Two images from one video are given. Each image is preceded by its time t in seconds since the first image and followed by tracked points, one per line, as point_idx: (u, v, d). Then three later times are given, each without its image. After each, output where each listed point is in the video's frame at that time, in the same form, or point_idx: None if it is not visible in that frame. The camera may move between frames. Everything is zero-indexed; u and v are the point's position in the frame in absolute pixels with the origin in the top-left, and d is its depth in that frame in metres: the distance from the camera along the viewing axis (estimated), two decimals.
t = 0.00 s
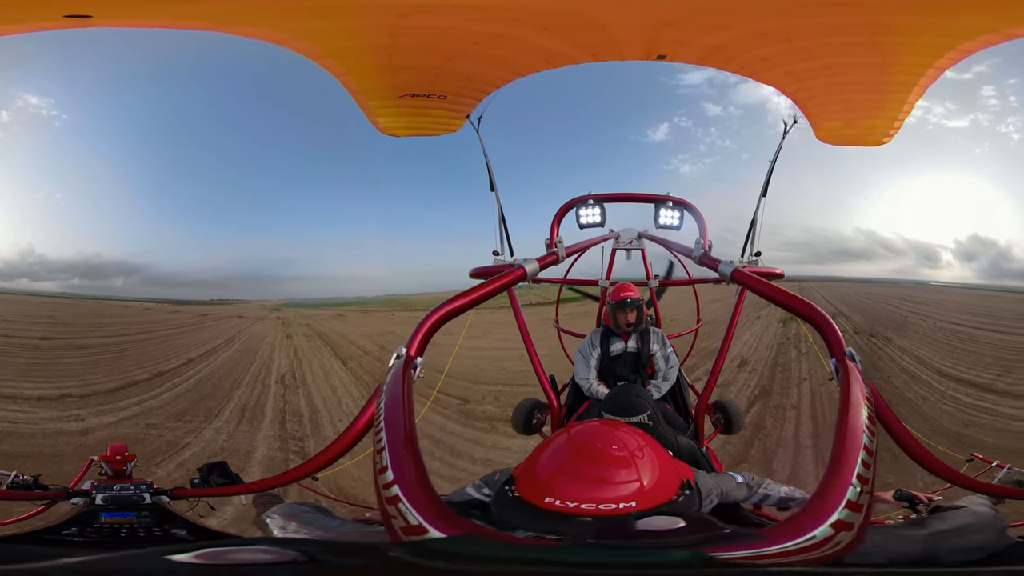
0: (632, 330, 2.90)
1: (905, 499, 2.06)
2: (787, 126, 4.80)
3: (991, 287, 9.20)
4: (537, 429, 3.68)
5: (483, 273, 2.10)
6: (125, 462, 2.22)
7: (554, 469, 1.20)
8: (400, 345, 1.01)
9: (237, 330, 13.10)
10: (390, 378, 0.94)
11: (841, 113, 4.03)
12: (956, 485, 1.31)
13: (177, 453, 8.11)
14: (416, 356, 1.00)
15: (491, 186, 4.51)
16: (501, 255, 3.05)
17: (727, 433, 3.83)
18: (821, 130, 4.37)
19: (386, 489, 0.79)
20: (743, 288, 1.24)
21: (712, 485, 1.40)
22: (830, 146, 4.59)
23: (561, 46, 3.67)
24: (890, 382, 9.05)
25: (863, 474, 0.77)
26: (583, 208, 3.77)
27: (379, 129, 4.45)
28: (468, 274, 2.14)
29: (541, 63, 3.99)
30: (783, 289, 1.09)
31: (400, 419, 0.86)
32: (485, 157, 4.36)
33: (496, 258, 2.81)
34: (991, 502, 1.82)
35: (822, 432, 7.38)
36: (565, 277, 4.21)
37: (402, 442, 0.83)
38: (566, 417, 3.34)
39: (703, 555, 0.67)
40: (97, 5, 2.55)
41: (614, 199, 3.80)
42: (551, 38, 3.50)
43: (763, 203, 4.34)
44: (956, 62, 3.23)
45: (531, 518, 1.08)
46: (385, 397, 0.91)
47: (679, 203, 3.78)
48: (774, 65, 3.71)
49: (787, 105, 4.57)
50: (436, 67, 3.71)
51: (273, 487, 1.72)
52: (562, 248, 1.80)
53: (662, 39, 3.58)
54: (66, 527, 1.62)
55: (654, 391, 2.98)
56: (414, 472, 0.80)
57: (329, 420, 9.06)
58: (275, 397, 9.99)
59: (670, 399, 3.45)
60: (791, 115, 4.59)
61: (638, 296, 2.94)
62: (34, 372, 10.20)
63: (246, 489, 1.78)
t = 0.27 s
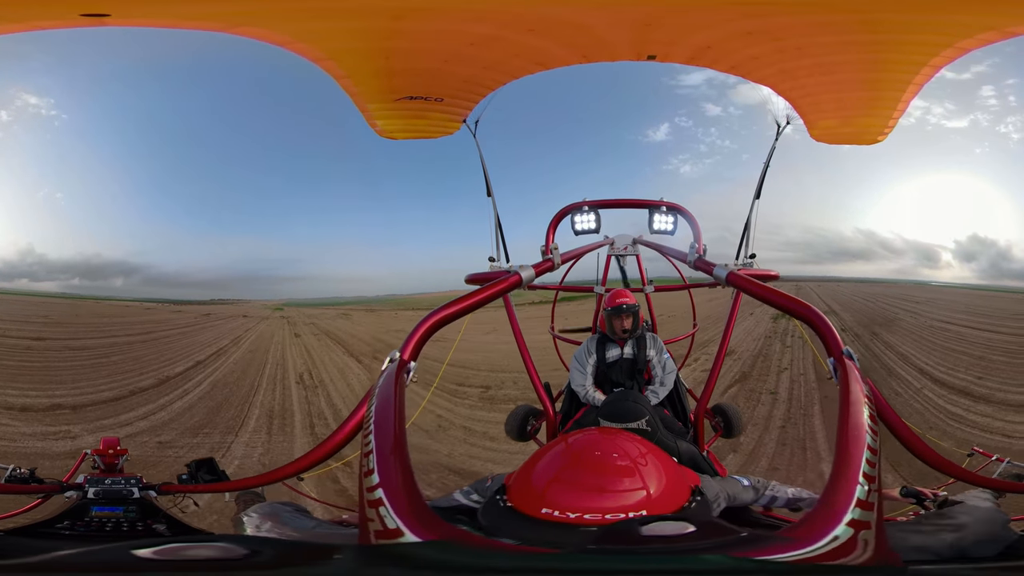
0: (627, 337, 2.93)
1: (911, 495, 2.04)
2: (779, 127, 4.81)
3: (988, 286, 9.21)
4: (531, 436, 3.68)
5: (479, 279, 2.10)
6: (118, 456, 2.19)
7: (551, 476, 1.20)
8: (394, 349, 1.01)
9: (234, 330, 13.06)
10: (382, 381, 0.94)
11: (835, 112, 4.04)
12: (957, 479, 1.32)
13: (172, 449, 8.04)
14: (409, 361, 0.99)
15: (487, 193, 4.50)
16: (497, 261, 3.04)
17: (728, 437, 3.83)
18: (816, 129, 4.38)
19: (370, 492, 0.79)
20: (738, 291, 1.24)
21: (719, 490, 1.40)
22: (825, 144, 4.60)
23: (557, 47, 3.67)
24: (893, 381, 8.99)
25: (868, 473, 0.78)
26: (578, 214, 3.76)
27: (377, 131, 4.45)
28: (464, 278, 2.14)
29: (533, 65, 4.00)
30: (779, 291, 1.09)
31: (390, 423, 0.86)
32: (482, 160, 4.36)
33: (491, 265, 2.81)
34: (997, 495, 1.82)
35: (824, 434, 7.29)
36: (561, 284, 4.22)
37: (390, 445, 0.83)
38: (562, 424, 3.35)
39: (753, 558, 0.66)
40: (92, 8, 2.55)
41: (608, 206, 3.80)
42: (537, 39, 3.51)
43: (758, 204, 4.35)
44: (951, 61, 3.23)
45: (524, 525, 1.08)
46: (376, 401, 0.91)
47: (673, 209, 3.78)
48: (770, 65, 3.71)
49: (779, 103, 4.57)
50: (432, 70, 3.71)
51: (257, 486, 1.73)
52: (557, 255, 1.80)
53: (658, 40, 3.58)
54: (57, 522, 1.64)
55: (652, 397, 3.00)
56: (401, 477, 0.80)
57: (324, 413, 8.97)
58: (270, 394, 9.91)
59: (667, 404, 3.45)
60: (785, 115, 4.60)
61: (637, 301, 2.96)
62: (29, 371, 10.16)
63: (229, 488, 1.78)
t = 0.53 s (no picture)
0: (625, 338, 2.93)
1: (908, 493, 2.04)
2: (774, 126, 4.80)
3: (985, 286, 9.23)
4: (529, 438, 3.68)
5: (474, 282, 2.09)
6: (112, 455, 2.18)
7: (552, 478, 1.20)
8: (390, 352, 1.00)
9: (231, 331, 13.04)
10: (378, 384, 0.94)
11: (830, 112, 4.04)
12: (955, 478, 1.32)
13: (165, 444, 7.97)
14: (405, 363, 0.99)
15: (484, 195, 4.49)
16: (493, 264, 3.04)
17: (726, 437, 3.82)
18: (811, 128, 4.38)
19: (369, 495, 0.79)
20: (734, 291, 1.24)
21: (720, 490, 1.39)
22: (820, 144, 4.61)
23: (553, 47, 3.67)
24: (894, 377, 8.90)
25: (864, 470, 0.77)
26: (573, 218, 3.76)
27: (375, 133, 4.44)
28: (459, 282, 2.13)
29: (528, 67, 4.00)
30: (776, 290, 1.09)
31: (386, 424, 0.86)
32: (479, 163, 4.35)
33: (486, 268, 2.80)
34: (993, 493, 1.82)
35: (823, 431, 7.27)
36: (557, 285, 4.22)
37: (387, 448, 0.83)
38: (559, 425, 3.34)
39: (763, 556, 0.66)
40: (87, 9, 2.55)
41: (605, 207, 3.80)
42: (531, 42, 3.51)
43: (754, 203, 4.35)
44: (947, 59, 3.23)
45: (523, 523, 1.08)
46: (372, 403, 0.91)
47: (669, 210, 3.77)
48: (766, 65, 3.71)
49: (772, 102, 4.57)
50: (429, 72, 3.71)
51: (249, 487, 1.73)
52: (553, 257, 1.79)
53: (654, 40, 3.57)
54: (49, 519, 1.66)
55: (650, 398, 2.97)
56: (400, 479, 0.80)
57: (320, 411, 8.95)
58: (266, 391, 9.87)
59: (665, 405, 3.44)
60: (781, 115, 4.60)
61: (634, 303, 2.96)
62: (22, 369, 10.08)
63: (222, 489, 1.78)
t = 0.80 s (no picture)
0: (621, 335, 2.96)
1: (900, 493, 2.05)
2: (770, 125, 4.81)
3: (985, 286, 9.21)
4: (528, 436, 3.68)
5: (472, 280, 2.09)
6: (109, 457, 2.18)
7: (551, 473, 1.20)
8: (389, 352, 1.00)
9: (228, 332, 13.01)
10: (377, 385, 0.94)
11: (827, 111, 4.05)
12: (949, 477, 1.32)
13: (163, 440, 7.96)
14: (404, 363, 0.99)
15: (482, 194, 4.49)
16: (491, 263, 3.04)
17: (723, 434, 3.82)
18: (807, 128, 4.38)
19: (369, 495, 0.79)
20: (732, 288, 1.24)
21: (715, 487, 1.39)
22: (817, 143, 4.60)
23: (550, 49, 3.67)
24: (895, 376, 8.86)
25: (859, 470, 0.77)
26: (570, 215, 3.76)
27: (374, 135, 4.44)
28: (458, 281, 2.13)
29: (526, 69, 4.01)
30: (773, 288, 1.09)
31: (385, 424, 0.86)
32: (477, 163, 4.35)
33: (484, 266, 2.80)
34: (985, 492, 1.82)
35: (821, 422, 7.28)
36: (555, 283, 4.22)
37: (387, 448, 0.83)
38: (558, 423, 3.34)
39: (749, 554, 0.66)
40: (84, 11, 2.55)
41: (602, 204, 3.80)
42: (528, 44, 3.52)
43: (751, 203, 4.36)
44: (940, 57, 3.23)
45: (523, 518, 1.08)
46: (371, 404, 0.91)
47: (666, 206, 3.78)
48: (763, 65, 3.72)
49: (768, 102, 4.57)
50: (428, 74, 3.71)
51: (250, 489, 1.73)
52: (550, 255, 1.80)
53: (652, 41, 3.57)
54: (43, 521, 1.67)
55: (647, 395, 2.96)
56: (400, 479, 0.80)
57: (319, 408, 8.96)
58: (264, 388, 9.85)
59: (663, 403, 3.44)
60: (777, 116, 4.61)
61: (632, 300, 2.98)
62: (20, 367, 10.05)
63: (223, 492, 1.77)
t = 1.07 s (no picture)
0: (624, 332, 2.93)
1: (895, 493, 2.05)
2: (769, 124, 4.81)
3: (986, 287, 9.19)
4: (529, 434, 3.69)
5: (470, 279, 2.09)
6: (107, 460, 2.18)
7: (555, 471, 1.20)
8: (389, 352, 1.00)
9: (226, 334, 12.99)
10: (378, 385, 0.94)
11: (823, 112, 4.04)
12: (946, 479, 1.32)
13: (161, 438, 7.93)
14: (405, 363, 0.99)
15: (481, 193, 4.48)
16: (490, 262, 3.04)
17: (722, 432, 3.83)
18: (804, 129, 4.38)
19: (374, 495, 0.79)
20: (731, 286, 1.24)
21: (715, 484, 1.39)
22: (814, 143, 4.59)
23: (548, 50, 3.67)
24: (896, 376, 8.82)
25: (854, 468, 0.78)
26: (569, 212, 3.76)
27: (373, 136, 4.43)
28: (457, 280, 2.13)
29: (524, 70, 4.01)
30: (771, 286, 1.09)
31: (388, 424, 0.86)
32: (476, 163, 4.35)
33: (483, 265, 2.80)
34: (981, 493, 1.82)
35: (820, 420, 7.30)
36: (554, 282, 4.23)
37: (389, 449, 0.83)
38: (558, 421, 3.35)
39: (741, 552, 0.66)
40: (82, 12, 2.54)
41: (601, 201, 3.80)
42: (528, 45, 3.52)
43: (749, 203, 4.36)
44: (935, 56, 3.23)
45: (528, 515, 1.08)
46: (373, 404, 0.91)
47: (665, 203, 3.78)
48: (761, 66, 3.72)
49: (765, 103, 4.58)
50: (428, 74, 3.71)
51: (251, 491, 1.72)
52: (550, 252, 1.80)
53: (650, 42, 3.57)
54: (37, 523, 1.67)
55: (647, 392, 2.96)
56: (403, 479, 0.80)
57: (318, 408, 8.96)
58: (263, 390, 9.84)
59: (663, 400, 3.45)
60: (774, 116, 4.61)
61: (632, 296, 2.96)
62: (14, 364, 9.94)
63: (224, 494, 1.77)
